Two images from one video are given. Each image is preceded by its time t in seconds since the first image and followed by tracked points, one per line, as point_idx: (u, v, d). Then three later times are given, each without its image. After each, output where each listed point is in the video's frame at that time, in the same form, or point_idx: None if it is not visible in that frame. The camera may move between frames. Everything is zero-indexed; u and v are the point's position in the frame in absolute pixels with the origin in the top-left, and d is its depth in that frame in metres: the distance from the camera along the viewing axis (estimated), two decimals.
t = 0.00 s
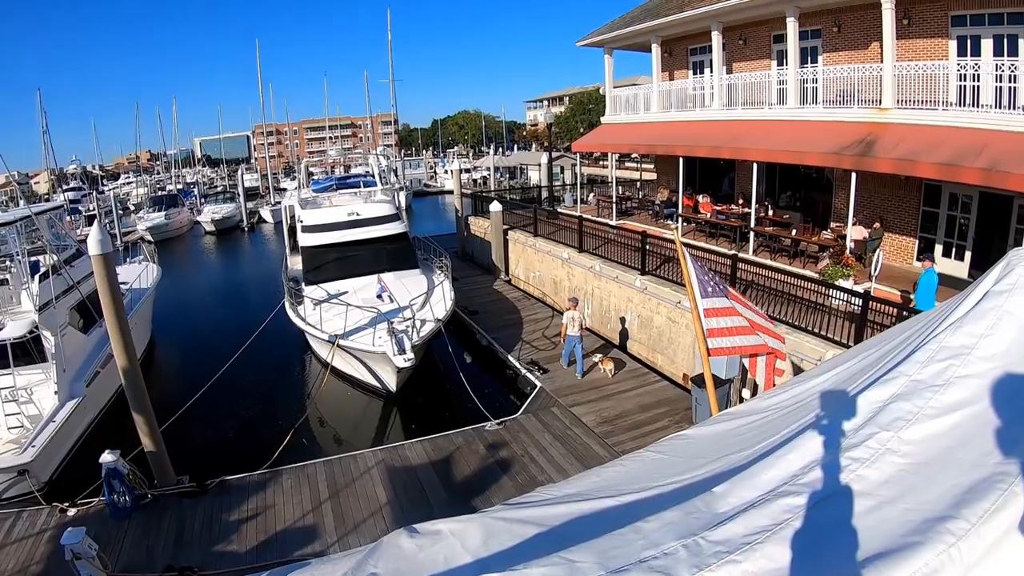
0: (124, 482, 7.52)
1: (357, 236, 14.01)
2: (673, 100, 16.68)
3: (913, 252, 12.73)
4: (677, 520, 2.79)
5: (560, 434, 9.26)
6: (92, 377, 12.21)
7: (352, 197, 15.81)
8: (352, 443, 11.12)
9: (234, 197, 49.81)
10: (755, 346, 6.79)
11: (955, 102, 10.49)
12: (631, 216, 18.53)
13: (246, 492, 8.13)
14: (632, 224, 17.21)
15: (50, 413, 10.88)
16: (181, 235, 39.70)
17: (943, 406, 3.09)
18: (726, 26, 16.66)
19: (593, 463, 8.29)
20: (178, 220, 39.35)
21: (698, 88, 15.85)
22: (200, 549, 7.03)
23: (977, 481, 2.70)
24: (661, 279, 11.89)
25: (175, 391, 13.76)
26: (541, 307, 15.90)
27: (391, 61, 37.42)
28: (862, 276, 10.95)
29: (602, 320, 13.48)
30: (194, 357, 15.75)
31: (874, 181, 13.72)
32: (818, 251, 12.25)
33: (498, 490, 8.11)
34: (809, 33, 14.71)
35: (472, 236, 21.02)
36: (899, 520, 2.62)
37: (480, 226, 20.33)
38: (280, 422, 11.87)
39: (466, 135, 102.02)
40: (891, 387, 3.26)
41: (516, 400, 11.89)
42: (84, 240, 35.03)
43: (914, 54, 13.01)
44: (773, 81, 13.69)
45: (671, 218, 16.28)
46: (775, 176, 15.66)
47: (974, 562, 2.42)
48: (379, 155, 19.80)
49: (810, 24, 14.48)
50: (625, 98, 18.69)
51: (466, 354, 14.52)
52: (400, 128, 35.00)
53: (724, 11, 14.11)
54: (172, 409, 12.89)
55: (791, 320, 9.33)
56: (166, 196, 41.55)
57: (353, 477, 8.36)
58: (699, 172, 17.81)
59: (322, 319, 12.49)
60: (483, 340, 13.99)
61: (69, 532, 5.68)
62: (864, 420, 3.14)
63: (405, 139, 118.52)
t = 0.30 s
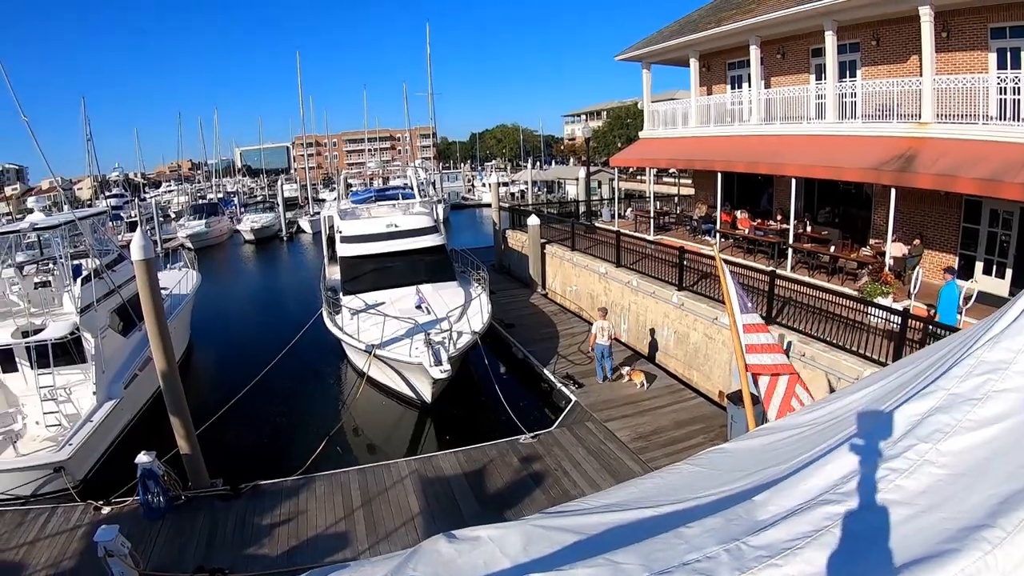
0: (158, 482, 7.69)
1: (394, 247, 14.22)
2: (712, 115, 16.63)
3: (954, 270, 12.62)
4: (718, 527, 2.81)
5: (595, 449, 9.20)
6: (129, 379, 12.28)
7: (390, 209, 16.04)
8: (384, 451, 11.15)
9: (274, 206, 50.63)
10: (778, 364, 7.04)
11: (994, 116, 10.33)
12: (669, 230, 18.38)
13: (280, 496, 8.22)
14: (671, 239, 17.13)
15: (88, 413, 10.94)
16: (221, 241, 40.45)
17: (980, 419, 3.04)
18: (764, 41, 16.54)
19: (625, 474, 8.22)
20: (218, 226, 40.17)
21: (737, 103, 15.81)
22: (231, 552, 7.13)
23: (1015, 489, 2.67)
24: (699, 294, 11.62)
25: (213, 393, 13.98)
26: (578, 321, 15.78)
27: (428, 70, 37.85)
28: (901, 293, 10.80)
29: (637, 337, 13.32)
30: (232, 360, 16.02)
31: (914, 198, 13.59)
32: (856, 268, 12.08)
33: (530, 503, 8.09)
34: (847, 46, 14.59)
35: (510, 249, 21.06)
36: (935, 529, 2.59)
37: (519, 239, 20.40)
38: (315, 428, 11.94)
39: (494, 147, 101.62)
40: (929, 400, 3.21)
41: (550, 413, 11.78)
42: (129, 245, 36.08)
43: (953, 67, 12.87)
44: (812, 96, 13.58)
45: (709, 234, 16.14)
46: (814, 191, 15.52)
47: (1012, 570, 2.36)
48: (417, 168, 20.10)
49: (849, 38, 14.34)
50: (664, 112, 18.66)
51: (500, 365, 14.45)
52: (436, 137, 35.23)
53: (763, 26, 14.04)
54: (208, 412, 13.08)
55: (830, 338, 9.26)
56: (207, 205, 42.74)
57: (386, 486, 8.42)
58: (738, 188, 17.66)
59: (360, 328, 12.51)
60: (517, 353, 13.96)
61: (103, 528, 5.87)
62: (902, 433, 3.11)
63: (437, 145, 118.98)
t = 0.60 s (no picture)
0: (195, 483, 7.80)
1: (435, 256, 14.17)
2: (752, 125, 16.50)
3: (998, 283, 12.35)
4: (764, 525, 2.86)
5: (633, 461, 8.96)
6: (171, 381, 12.28)
7: (431, 219, 16.07)
8: (420, 459, 11.00)
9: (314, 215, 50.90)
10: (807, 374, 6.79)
11: None
12: (708, 242, 18.03)
13: (317, 501, 8.23)
14: (711, 251, 16.88)
15: (129, 413, 10.93)
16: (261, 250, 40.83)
17: None
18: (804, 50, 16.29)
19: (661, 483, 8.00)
20: (259, 235, 40.62)
21: (777, 113, 15.61)
22: (267, 553, 7.16)
23: None
24: (738, 306, 11.28)
25: (251, 397, 14.07)
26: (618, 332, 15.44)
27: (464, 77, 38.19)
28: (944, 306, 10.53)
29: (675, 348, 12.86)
30: (270, 364, 16.15)
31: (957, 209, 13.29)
32: (899, 281, 11.78)
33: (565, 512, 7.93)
34: (888, 54, 14.37)
35: (549, 260, 20.77)
36: (975, 527, 2.58)
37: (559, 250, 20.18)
38: (354, 435, 11.87)
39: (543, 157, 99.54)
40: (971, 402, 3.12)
41: (587, 424, 11.43)
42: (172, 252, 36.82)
43: (995, 74, 12.59)
44: (852, 105, 13.40)
45: (749, 246, 15.84)
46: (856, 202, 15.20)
47: None
48: (457, 178, 20.11)
49: (888, 46, 14.16)
50: (703, 122, 18.48)
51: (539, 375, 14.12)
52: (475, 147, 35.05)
53: (802, 35, 13.89)
54: (246, 415, 13.16)
55: (870, 351, 9.08)
56: (248, 211, 43.72)
57: (423, 493, 8.38)
58: (778, 200, 17.27)
59: (399, 337, 12.51)
60: (556, 363, 13.63)
61: (141, 527, 5.98)
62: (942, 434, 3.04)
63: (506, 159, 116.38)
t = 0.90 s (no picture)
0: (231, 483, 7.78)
1: (475, 265, 13.90)
2: (791, 135, 16.10)
3: None
4: (798, 522, 2.88)
5: (666, 472, 8.59)
6: (210, 383, 12.35)
7: (469, 226, 16.00)
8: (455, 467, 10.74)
9: (351, 222, 50.65)
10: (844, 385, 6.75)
11: None
12: (747, 254, 17.33)
13: (353, 503, 8.08)
14: (750, 262, 16.34)
15: (168, 413, 11.01)
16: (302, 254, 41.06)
17: None
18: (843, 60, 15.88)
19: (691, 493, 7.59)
20: (299, 240, 40.82)
21: (816, 123, 15.16)
22: (300, 554, 7.06)
23: None
24: (777, 320, 10.72)
25: (288, 400, 14.02)
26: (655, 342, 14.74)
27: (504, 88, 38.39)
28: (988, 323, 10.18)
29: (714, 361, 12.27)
30: (307, 368, 16.14)
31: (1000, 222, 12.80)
32: (940, 294, 11.40)
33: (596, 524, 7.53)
34: (928, 62, 14.11)
35: (587, 270, 20.16)
36: (1007, 528, 2.49)
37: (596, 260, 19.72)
38: (388, 441, 11.64)
39: (585, 168, 94.03)
40: (1006, 410, 2.96)
41: (624, 436, 10.97)
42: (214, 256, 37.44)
43: None
44: (893, 115, 13.03)
45: (789, 258, 15.33)
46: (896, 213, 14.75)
47: None
48: (497, 186, 19.95)
49: (929, 54, 13.94)
50: (742, 132, 18.16)
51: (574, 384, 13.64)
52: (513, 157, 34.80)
53: (840, 44, 13.62)
54: (282, 418, 13.06)
55: (911, 366, 8.79)
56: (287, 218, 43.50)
57: (456, 499, 8.17)
58: (817, 213, 16.67)
59: (436, 344, 12.37)
60: (592, 374, 13.19)
61: (176, 523, 6.12)
62: (975, 440, 2.91)
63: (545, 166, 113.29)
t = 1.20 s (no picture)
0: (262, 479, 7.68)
1: (511, 268, 13.80)
2: (827, 141, 15.56)
3: None
4: (827, 519, 2.82)
5: (697, 479, 8.28)
6: (244, 380, 12.43)
7: (503, 229, 15.93)
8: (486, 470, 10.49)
9: (387, 224, 50.54)
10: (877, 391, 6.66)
11: None
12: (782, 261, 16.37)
13: (381, 503, 7.96)
14: (785, 269, 15.62)
15: (202, 409, 11.13)
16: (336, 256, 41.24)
17: None
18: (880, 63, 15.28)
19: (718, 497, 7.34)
20: (334, 241, 40.92)
21: (853, 128, 14.69)
22: (327, 552, 6.93)
23: None
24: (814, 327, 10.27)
25: (321, 398, 14.04)
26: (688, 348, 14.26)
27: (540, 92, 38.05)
28: None
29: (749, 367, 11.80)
30: (341, 367, 16.16)
31: None
32: (978, 303, 10.92)
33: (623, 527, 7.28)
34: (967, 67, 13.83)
35: (621, 274, 19.50)
36: None
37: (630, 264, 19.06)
38: (418, 441, 11.52)
39: (619, 171, 90.22)
40: None
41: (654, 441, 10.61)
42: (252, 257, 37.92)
43: None
44: (931, 120, 12.41)
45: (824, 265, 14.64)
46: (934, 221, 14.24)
47: None
48: (534, 191, 19.77)
49: (968, 58, 13.65)
50: (778, 137, 17.66)
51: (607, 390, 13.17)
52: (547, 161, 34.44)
53: (878, 48, 13.25)
54: (315, 416, 13.05)
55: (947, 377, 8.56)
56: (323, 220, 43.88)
57: (485, 501, 8.02)
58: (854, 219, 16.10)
59: (469, 346, 12.14)
60: (624, 379, 12.76)
61: (206, 517, 6.14)
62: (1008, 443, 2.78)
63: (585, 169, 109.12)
